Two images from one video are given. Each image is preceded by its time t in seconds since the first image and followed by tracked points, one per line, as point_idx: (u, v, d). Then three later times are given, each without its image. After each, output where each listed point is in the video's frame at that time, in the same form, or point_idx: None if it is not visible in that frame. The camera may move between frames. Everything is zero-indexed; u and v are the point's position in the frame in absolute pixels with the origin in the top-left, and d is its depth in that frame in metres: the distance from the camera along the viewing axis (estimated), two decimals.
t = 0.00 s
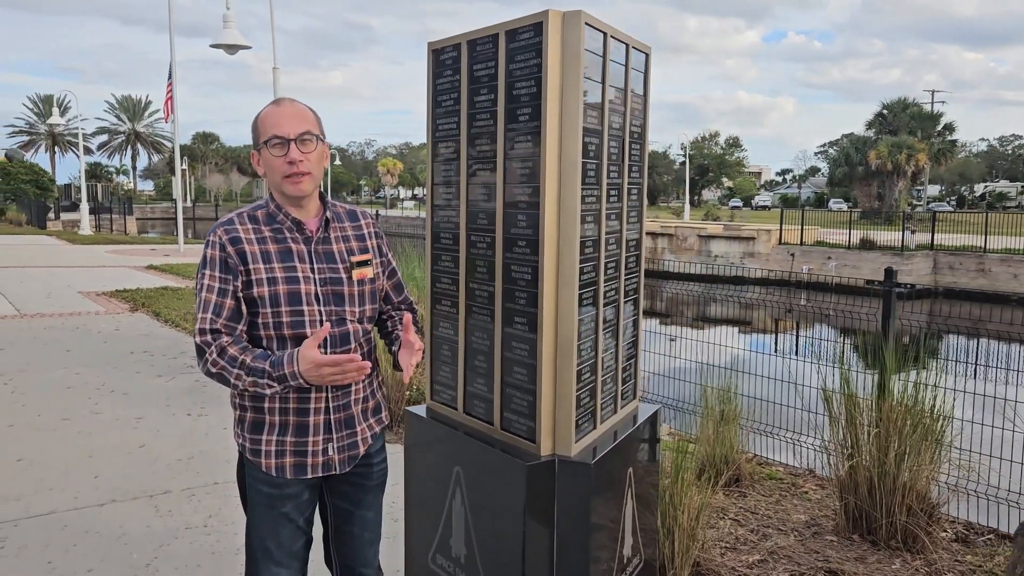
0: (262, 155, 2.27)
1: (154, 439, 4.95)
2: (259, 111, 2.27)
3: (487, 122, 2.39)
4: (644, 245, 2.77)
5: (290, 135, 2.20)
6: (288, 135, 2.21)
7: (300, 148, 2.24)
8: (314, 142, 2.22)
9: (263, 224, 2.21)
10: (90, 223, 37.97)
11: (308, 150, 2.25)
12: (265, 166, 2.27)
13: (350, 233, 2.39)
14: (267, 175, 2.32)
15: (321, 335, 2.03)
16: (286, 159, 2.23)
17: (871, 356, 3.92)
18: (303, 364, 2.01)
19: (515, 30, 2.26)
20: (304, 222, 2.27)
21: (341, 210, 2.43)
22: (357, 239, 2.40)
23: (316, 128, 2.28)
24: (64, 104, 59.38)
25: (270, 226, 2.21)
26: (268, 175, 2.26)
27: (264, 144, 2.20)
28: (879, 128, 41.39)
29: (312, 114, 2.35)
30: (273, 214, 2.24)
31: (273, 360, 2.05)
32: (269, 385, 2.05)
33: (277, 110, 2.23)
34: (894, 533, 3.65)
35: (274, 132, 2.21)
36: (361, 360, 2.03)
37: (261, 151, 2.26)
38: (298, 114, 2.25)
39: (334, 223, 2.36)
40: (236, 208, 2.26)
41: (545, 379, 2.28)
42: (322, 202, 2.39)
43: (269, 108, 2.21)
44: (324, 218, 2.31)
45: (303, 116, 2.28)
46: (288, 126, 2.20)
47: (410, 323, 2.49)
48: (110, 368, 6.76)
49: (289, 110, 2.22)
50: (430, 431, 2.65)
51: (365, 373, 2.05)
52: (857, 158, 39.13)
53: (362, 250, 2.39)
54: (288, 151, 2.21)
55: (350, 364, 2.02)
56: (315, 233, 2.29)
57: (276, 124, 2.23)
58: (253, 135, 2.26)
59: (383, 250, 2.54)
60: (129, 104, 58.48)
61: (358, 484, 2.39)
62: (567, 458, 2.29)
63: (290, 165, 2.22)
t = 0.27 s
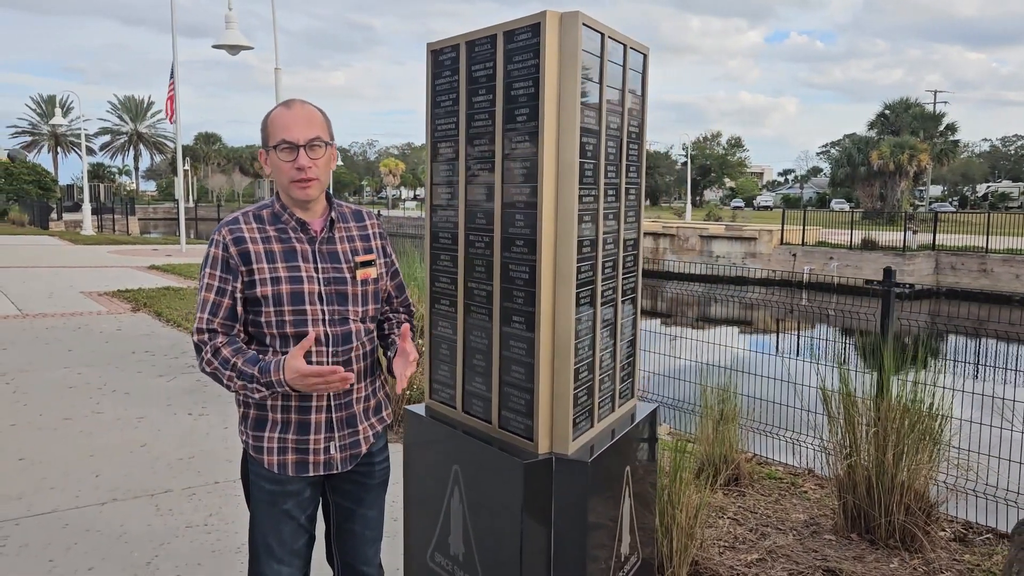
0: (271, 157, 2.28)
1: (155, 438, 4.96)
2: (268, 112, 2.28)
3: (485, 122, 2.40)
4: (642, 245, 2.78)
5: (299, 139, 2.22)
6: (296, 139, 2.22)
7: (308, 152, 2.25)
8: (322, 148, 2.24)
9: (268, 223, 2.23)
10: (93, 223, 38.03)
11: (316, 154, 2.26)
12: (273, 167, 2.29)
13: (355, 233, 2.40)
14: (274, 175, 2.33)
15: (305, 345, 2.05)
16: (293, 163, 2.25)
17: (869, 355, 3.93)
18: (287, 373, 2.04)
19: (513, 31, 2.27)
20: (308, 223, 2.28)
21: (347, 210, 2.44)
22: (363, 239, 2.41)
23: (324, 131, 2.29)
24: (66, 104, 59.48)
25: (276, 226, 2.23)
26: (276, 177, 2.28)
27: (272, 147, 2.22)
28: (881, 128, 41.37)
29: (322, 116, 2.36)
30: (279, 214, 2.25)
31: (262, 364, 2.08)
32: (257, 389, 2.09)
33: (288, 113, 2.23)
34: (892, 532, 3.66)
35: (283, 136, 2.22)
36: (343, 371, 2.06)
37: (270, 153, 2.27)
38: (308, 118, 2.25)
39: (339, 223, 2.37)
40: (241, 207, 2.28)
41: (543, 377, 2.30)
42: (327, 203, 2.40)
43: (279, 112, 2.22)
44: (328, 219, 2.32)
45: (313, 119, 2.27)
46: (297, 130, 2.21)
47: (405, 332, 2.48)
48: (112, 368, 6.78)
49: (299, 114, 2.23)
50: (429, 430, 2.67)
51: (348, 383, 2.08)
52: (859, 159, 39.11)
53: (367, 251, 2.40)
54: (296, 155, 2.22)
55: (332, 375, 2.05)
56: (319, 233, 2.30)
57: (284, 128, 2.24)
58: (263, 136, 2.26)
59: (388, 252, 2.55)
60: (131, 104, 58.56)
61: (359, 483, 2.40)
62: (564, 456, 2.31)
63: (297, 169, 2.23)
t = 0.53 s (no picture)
0: (272, 156, 2.30)
1: (156, 438, 4.97)
2: (269, 112, 2.29)
3: (483, 123, 2.41)
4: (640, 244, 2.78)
5: (300, 137, 2.23)
6: (298, 137, 2.24)
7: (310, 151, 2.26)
8: (323, 146, 2.25)
9: (269, 223, 2.24)
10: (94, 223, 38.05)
11: (317, 152, 2.27)
12: (274, 166, 2.30)
13: (357, 233, 2.40)
14: (276, 174, 2.34)
15: (303, 362, 2.08)
16: (295, 160, 2.26)
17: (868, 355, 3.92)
18: (281, 388, 2.06)
19: (511, 31, 2.28)
20: (310, 223, 2.29)
21: (348, 210, 2.45)
22: (364, 239, 2.42)
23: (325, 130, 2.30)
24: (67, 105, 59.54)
25: (277, 226, 2.24)
26: (277, 175, 2.29)
27: (273, 145, 2.23)
28: (882, 128, 41.35)
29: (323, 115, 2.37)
30: (280, 214, 2.26)
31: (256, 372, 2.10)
32: (252, 397, 2.11)
33: (289, 112, 2.23)
34: (891, 531, 3.66)
35: (284, 135, 2.23)
36: (335, 393, 2.11)
37: (271, 152, 2.27)
38: (309, 117, 2.26)
39: (341, 223, 2.37)
40: (243, 207, 2.29)
41: (541, 377, 2.30)
42: (328, 203, 2.41)
43: (280, 111, 2.23)
44: (329, 219, 2.33)
45: (313, 119, 2.28)
46: (297, 128, 2.23)
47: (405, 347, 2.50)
48: (113, 368, 6.80)
49: (300, 112, 2.24)
50: (428, 429, 2.67)
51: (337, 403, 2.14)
52: (860, 159, 39.10)
53: (368, 250, 2.41)
54: (297, 153, 2.23)
55: (325, 395, 2.10)
56: (320, 233, 2.30)
57: (286, 126, 2.25)
58: (264, 136, 2.26)
59: (389, 251, 2.55)
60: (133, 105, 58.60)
61: (359, 481, 2.41)
62: (562, 455, 2.32)
63: (299, 167, 2.24)
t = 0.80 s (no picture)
0: (271, 155, 2.30)
1: (156, 439, 4.98)
2: (269, 112, 2.30)
3: (482, 123, 2.41)
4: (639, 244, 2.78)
5: (299, 137, 2.23)
6: (296, 136, 2.24)
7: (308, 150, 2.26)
8: (322, 146, 2.25)
9: (268, 223, 2.24)
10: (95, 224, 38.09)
11: (316, 152, 2.28)
12: (273, 166, 2.30)
13: (356, 233, 2.41)
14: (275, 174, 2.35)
15: (280, 330, 2.05)
16: (293, 160, 2.26)
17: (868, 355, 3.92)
18: (258, 355, 2.05)
19: (509, 31, 2.29)
20: (309, 222, 2.30)
21: (348, 211, 2.45)
22: (363, 239, 2.42)
23: (324, 130, 2.30)
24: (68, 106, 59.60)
25: (276, 225, 2.24)
26: (276, 175, 2.29)
27: (272, 145, 2.23)
28: (883, 129, 41.33)
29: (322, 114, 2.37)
30: (280, 214, 2.27)
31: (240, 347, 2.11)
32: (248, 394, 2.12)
33: (288, 112, 2.24)
34: (891, 531, 3.66)
35: (283, 135, 2.23)
36: (306, 361, 2.04)
37: (270, 152, 2.28)
38: (308, 117, 2.27)
39: (340, 223, 2.37)
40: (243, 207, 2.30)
41: (540, 377, 2.31)
42: (328, 203, 2.41)
43: (279, 110, 2.23)
44: (328, 219, 2.33)
45: (313, 119, 2.29)
46: (296, 128, 2.23)
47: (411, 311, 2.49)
48: (114, 369, 6.80)
49: (299, 112, 2.24)
50: (427, 429, 2.68)
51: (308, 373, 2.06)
52: (861, 159, 39.09)
53: (367, 249, 2.41)
54: (296, 153, 2.24)
55: (296, 363, 2.03)
56: (319, 233, 2.31)
57: (285, 125, 2.25)
58: (263, 136, 2.27)
59: (389, 251, 2.55)
60: (134, 106, 58.64)
61: (358, 481, 2.41)
62: (561, 455, 2.32)
63: (297, 167, 2.25)
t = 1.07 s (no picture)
0: (273, 156, 2.29)
1: (157, 439, 4.98)
2: (272, 113, 2.29)
3: (483, 123, 2.41)
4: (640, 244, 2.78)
5: (304, 141, 2.22)
6: (300, 140, 2.23)
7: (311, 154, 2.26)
8: (325, 150, 2.25)
9: (266, 222, 2.25)
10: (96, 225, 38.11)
11: (318, 156, 2.27)
12: (274, 167, 2.29)
13: (354, 232, 2.41)
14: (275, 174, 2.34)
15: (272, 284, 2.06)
16: (296, 163, 2.25)
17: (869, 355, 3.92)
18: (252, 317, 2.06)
19: (509, 32, 2.29)
20: (307, 222, 2.30)
21: (346, 211, 2.45)
22: (361, 238, 2.42)
23: (326, 133, 2.30)
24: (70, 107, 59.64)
25: (274, 225, 2.25)
26: (277, 176, 2.29)
27: (276, 147, 2.22)
28: (884, 129, 41.31)
29: (325, 118, 2.36)
30: (278, 213, 2.27)
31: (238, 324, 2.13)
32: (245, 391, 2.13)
33: (292, 114, 2.23)
34: (892, 531, 3.66)
35: (287, 137, 2.22)
36: (292, 306, 2.04)
37: (271, 152, 2.27)
38: (311, 119, 2.26)
39: (338, 222, 2.38)
40: (242, 206, 2.30)
41: (540, 377, 2.31)
42: (326, 203, 2.41)
43: (284, 112, 2.22)
44: (327, 218, 2.33)
45: (316, 122, 2.28)
46: (300, 131, 2.22)
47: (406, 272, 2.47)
48: (115, 369, 6.81)
49: (305, 115, 2.23)
50: (427, 429, 2.68)
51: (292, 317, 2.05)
52: (862, 159, 39.08)
53: (365, 249, 2.41)
54: (299, 156, 2.23)
55: (281, 309, 2.03)
56: (317, 232, 2.31)
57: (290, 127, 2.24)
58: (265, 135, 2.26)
59: (388, 251, 2.55)
60: (135, 106, 58.66)
61: (357, 481, 2.41)
62: (562, 455, 2.32)
63: (300, 170, 2.24)
